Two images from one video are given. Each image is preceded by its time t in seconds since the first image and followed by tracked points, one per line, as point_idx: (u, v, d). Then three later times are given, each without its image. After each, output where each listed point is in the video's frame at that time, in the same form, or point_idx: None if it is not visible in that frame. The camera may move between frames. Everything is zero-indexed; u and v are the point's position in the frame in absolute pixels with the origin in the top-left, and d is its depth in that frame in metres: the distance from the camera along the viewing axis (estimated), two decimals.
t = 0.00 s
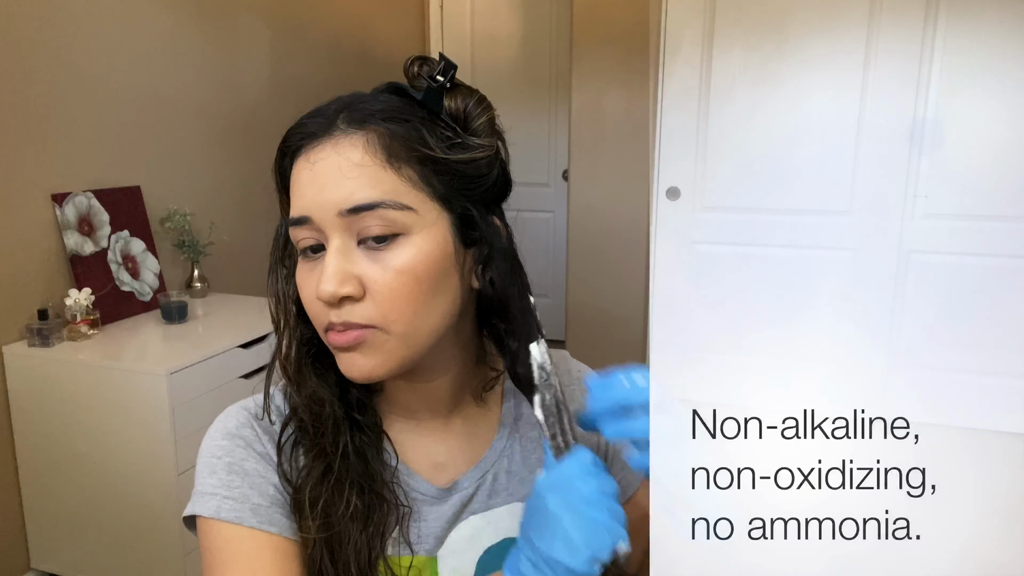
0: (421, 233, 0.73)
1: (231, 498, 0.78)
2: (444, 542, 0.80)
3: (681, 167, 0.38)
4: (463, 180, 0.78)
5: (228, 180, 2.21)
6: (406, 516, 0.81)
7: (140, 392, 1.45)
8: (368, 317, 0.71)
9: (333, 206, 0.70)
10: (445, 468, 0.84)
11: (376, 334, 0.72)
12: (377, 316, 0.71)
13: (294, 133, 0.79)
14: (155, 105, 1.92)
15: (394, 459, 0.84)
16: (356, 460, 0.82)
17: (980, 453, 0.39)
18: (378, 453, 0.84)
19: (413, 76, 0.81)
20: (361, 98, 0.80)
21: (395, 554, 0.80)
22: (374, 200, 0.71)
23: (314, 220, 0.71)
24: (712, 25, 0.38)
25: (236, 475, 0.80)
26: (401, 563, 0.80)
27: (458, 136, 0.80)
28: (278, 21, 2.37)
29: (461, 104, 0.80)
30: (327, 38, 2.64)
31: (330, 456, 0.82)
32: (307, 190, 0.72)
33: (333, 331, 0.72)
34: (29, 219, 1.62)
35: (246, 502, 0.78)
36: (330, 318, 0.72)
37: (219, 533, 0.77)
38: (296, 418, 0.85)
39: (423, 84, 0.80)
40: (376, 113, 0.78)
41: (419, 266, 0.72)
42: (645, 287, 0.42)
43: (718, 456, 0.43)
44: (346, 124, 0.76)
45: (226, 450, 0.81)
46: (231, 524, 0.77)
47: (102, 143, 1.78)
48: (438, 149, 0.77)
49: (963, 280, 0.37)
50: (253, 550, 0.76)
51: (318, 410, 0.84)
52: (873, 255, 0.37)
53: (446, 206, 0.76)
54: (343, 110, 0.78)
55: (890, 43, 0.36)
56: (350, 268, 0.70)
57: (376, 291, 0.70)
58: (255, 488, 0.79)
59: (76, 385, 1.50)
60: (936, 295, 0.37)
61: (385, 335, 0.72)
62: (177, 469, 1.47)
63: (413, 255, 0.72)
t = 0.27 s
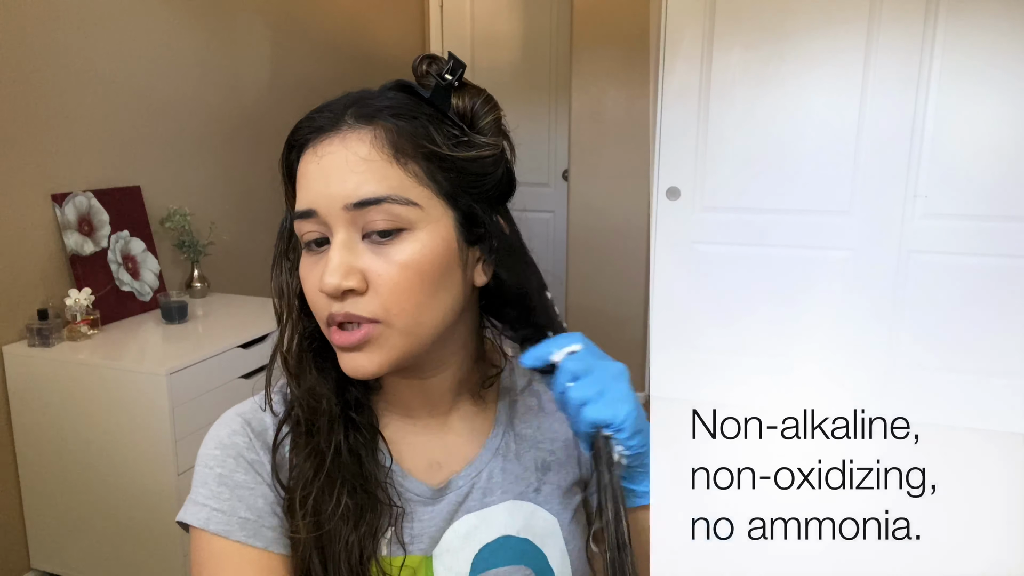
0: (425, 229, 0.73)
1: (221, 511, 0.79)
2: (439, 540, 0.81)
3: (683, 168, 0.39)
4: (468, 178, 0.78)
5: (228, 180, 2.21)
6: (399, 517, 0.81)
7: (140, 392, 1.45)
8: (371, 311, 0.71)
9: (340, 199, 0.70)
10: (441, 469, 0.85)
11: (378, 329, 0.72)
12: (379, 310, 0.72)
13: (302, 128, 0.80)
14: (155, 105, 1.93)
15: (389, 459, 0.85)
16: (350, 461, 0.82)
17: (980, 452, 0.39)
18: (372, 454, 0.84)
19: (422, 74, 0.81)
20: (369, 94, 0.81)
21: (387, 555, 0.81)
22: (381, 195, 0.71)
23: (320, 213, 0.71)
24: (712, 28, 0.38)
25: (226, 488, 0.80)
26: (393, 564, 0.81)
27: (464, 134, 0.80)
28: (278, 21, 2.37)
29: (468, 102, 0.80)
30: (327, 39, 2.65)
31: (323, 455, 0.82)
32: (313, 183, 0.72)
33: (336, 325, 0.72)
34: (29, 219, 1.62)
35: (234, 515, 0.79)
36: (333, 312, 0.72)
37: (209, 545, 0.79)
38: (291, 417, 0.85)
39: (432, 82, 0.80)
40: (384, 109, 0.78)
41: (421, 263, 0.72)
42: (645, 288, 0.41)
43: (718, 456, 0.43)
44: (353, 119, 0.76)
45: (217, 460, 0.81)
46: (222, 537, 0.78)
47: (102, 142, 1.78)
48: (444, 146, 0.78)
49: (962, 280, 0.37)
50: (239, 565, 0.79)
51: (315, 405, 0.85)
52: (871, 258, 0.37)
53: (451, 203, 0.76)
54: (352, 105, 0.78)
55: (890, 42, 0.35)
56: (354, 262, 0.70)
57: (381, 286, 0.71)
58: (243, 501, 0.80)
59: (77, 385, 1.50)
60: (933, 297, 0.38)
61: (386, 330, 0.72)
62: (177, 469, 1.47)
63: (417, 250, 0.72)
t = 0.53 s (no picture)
0: (418, 229, 0.73)
1: (211, 519, 0.77)
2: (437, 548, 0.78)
3: (681, 168, 0.38)
4: (458, 174, 0.78)
5: (228, 180, 2.21)
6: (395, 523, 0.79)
7: (140, 392, 1.45)
8: (364, 313, 0.70)
9: (331, 200, 0.70)
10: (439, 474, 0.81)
11: (373, 328, 0.70)
12: (373, 312, 0.70)
13: (289, 131, 0.79)
14: (155, 105, 1.93)
15: (385, 466, 0.82)
16: (347, 466, 0.81)
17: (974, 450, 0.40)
18: (368, 460, 0.82)
19: (407, 74, 0.81)
20: (355, 95, 0.80)
21: (385, 562, 0.79)
22: (371, 194, 0.71)
23: (311, 215, 0.71)
24: (711, 25, 0.38)
25: (218, 495, 0.78)
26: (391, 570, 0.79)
27: (452, 131, 0.80)
28: (278, 21, 2.38)
29: (455, 99, 0.81)
30: (327, 39, 2.65)
31: (319, 460, 0.81)
32: (303, 185, 0.72)
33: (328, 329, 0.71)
34: (29, 219, 1.62)
35: (224, 523, 0.77)
36: (325, 315, 0.71)
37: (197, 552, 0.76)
38: (286, 424, 0.84)
39: (417, 80, 0.80)
40: (370, 109, 0.77)
41: (414, 262, 0.71)
42: (646, 292, 0.41)
43: (719, 456, 0.43)
44: (341, 120, 0.76)
45: (207, 466, 0.79)
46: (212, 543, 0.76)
47: (102, 142, 1.78)
48: (433, 144, 0.77)
49: (961, 281, 0.37)
50: (231, 573, 0.76)
51: (310, 412, 0.84)
52: (870, 260, 0.37)
53: (443, 200, 0.76)
54: (338, 107, 0.78)
55: (890, 41, 0.35)
56: (346, 262, 0.70)
57: (373, 286, 0.70)
58: (235, 508, 0.78)
59: (76, 385, 1.50)
60: (931, 297, 0.37)
61: (382, 329, 0.71)
62: (177, 469, 1.47)
63: (410, 247, 0.71)
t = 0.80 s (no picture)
0: (399, 235, 0.73)
1: (245, 466, 0.73)
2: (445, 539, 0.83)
3: (681, 167, 0.38)
4: (443, 180, 0.79)
5: (228, 180, 2.22)
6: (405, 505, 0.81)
7: (140, 392, 1.45)
8: (344, 319, 0.70)
9: (311, 205, 0.71)
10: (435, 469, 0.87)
11: (350, 336, 0.71)
12: (350, 320, 0.70)
13: (274, 133, 0.79)
14: (155, 105, 1.93)
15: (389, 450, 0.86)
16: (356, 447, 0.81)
17: (974, 449, 0.40)
18: (374, 442, 0.84)
19: (395, 76, 0.81)
20: (340, 96, 0.80)
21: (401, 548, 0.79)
22: (351, 200, 0.71)
23: (293, 220, 0.72)
24: (711, 25, 0.38)
25: (246, 446, 0.76)
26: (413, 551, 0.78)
27: (439, 135, 0.80)
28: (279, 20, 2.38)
29: (440, 103, 0.81)
30: (327, 39, 2.65)
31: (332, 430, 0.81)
32: (286, 190, 0.72)
33: (311, 332, 0.71)
34: (29, 219, 1.62)
35: (263, 467, 0.74)
36: (306, 319, 0.71)
37: (234, 502, 0.71)
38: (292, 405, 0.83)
39: (404, 82, 0.81)
40: (355, 113, 0.77)
41: (396, 268, 0.72)
42: (645, 290, 0.41)
43: (719, 456, 0.43)
44: (326, 123, 0.76)
45: (226, 426, 0.78)
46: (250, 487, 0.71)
47: (102, 142, 1.79)
48: (417, 150, 0.77)
49: (962, 281, 0.37)
50: (265, 519, 0.70)
51: (310, 395, 0.84)
52: (871, 260, 0.37)
53: (426, 207, 0.76)
54: (324, 109, 0.78)
55: (890, 40, 0.35)
56: (327, 268, 0.70)
57: (353, 292, 0.70)
58: (268, 456, 0.76)
59: (77, 385, 1.50)
60: (932, 297, 0.37)
61: (358, 338, 0.71)
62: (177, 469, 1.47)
63: (389, 256, 0.72)
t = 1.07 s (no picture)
0: (419, 234, 0.72)
1: (225, 490, 0.83)
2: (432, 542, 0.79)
3: (682, 167, 0.39)
4: (462, 182, 0.76)
5: (228, 180, 2.22)
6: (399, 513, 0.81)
7: (140, 392, 1.45)
8: (360, 314, 0.72)
9: (333, 199, 0.69)
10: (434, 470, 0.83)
11: (365, 331, 0.72)
12: (367, 314, 0.72)
13: (298, 125, 0.78)
14: (155, 105, 1.93)
15: (385, 461, 0.85)
16: (345, 459, 0.84)
17: (972, 447, 0.40)
18: (367, 451, 0.85)
19: (421, 77, 0.80)
20: (369, 95, 0.80)
21: (386, 555, 0.82)
22: (375, 196, 0.70)
23: (312, 213, 0.70)
24: (712, 24, 0.38)
25: (231, 468, 0.85)
26: (392, 562, 0.82)
27: (463, 137, 0.79)
28: (280, 20, 2.38)
29: (467, 106, 0.79)
30: (327, 39, 2.65)
31: (319, 445, 0.85)
32: (306, 181, 0.71)
33: (323, 326, 0.73)
34: (29, 219, 1.62)
35: (241, 493, 0.83)
36: (320, 313, 0.72)
37: (212, 522, 0.82)
38: (286, 414, 0.88)
39: (432, 84, 0.79)
40: (380, 109, 0.77)
41: (416, 266, 0.72)
42: (645, 287, 0.41)
43: (719, 456, 0.43)
44: (349, 120, 0.75)
45: (218, 444, 0.87)
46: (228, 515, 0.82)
47: (102, 142, 1.79)
48: (440, 150, 0.76)
49: (962, 280, 0.37)
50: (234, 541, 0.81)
51: (306, 404, 0.88)
52: (873, 259, 0.37)
53: (444, 208, 0.74)
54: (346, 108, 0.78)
55: (891, 40, 0.35)
56: (347, 263, 0.70)
57: (370, 288, 0.71)
58: (248, 480, 0.84)
59: (77, 385, 1.50)
60: (932, 295, 0.37)
61: (374, 333, 0.73)
62: (177, 470, 1.47)
63: (410, 254, 0.72)
